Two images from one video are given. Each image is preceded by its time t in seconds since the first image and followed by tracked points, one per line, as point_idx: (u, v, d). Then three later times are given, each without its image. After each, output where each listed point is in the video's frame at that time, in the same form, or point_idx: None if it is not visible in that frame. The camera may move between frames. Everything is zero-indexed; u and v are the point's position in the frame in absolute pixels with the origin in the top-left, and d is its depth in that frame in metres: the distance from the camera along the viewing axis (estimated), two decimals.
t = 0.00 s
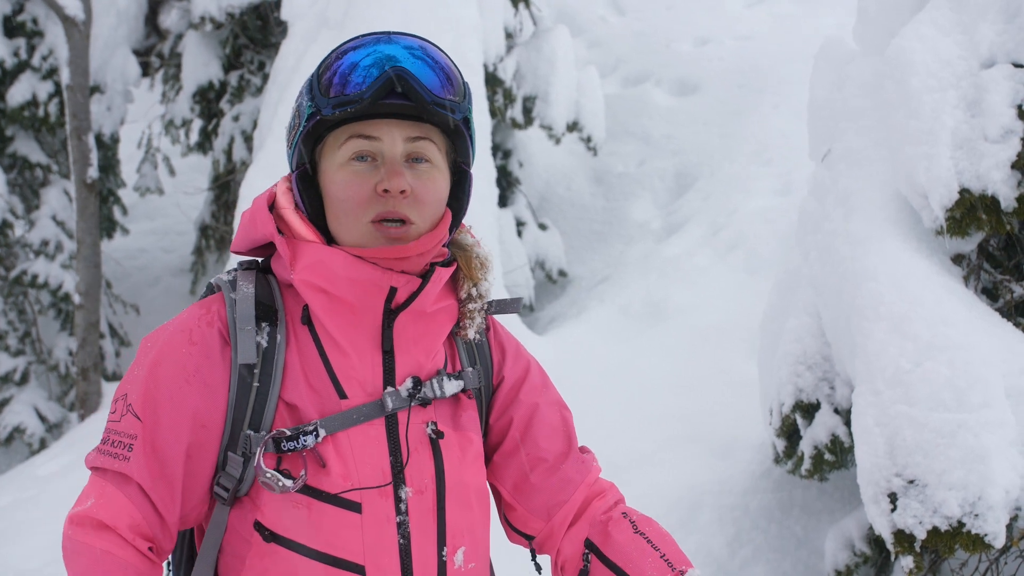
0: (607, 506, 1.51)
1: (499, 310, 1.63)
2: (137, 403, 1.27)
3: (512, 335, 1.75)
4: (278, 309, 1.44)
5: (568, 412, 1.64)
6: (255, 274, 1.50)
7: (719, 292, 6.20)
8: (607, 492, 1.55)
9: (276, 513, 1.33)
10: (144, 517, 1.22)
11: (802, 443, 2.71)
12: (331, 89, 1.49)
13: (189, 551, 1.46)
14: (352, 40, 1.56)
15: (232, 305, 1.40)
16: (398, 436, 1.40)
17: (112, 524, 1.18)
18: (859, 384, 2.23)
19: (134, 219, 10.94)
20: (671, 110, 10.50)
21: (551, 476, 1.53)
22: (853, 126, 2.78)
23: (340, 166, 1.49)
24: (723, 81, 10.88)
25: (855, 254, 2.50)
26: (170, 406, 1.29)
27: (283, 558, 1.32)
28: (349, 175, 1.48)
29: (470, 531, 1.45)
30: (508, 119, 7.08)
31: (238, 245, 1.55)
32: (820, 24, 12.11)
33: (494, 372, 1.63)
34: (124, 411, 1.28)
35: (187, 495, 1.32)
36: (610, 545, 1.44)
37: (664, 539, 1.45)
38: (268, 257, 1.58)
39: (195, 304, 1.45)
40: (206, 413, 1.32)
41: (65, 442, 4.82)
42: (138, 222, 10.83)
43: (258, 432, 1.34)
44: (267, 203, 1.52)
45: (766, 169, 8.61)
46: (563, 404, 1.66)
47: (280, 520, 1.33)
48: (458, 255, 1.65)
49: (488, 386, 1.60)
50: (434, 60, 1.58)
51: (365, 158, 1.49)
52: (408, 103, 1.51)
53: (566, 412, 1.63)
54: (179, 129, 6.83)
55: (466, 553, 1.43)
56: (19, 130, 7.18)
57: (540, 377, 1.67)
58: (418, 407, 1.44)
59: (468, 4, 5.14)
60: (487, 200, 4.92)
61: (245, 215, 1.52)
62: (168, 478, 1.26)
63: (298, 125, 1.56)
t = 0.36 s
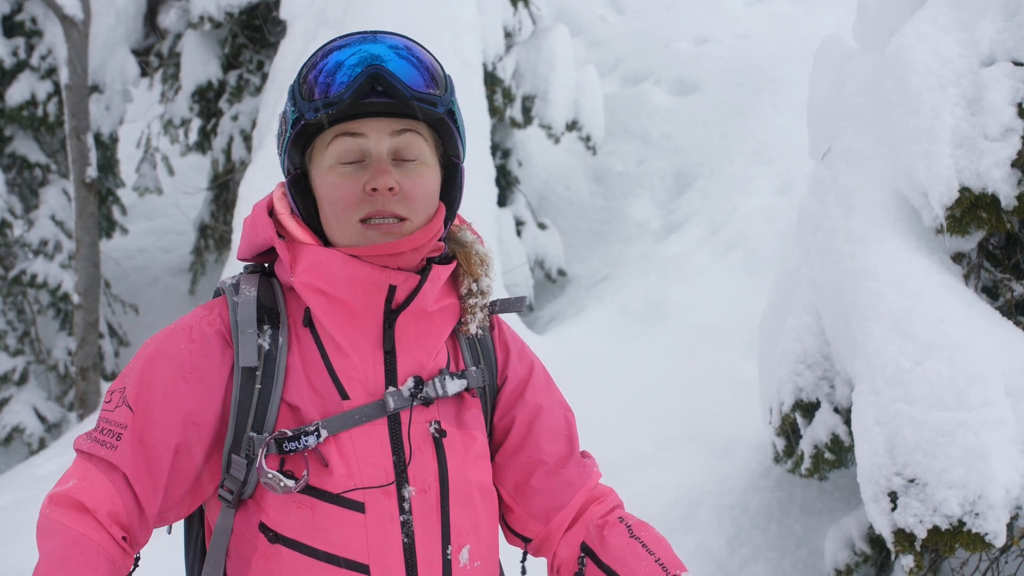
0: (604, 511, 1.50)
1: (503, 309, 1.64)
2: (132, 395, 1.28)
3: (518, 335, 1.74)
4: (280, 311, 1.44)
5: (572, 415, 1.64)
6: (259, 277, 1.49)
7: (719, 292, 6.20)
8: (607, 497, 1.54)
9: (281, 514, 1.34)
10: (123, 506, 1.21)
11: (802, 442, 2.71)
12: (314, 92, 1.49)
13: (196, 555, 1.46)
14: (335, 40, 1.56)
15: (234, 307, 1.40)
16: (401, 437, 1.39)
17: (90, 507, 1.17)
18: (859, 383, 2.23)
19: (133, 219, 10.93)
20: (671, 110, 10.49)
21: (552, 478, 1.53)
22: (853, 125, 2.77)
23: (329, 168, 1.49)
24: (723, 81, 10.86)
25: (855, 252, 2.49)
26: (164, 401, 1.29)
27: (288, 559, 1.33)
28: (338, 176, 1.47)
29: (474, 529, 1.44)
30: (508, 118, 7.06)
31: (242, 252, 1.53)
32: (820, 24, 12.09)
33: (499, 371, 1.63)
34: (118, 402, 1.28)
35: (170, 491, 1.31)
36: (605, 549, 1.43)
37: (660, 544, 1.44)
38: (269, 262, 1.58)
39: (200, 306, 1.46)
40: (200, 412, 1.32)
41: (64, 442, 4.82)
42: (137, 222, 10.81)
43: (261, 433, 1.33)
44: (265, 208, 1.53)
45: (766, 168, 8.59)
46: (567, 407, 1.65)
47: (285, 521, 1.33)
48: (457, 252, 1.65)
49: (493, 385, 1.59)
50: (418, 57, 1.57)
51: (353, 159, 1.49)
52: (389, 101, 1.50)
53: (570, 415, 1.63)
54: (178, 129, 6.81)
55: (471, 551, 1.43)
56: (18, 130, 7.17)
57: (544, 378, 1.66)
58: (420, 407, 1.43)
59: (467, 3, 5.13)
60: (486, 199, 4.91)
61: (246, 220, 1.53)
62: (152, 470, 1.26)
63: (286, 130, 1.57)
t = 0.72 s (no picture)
0: (610, 503, 1.52)
1: (499, 306, 1.61)
2: (133, 409, 1.27)
3: (512, 331, 1.73)
4: (271, 313, 1.43)
5: (570, 413, 1.63)
6: (250, 279, 1.49)
7: (719, 291, 6.19)
8: (610, 489, 1.56)
9: (275, 516, 1.33)
10: (137, 520, 1.21)
11: (802, 440, 2.71)
12: (304, 94, 1.47)
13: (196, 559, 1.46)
14: (327, 39, 1.54)
15: (225, 310, 1.39)
16: (394, 436, 1.39)
17: (106, 524, 1.17)
18: (859, 382, 2.23)
19: (132, 218, 10.93)
20: (670, 109, 10.49)
21: (558, 475, 1.53)
22: (853, 123, 2.77)
23: (320, 169, 1.48)
24: (723, 81, 10.85)
25: (855, 252, 2.49)
26: (165, 411, 1.29)
27: (283, 559, 1.32)
28: (328, 178, 1.47)
29: (469, 527, 1.43)
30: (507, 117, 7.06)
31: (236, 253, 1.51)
32: (820, 23, 12.07)
33: (498, 370, 1.62)
34: (120, 417, 1.28)
35: (181, 501, 1.32)
36: (615, 540, 1.45)
37: (667, 533, 1.48)
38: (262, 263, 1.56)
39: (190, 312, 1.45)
40: (201, 418, 1.32)
41: (64, 441, 4.82)
42: (136, 222, 10.80)
43: (255, 435, 1.33)
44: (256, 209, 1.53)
45: (766, 168, 8.59)
46: (565, 404, 1.65)
47: (280, 522, 1.33)
48: (449, 249, 1.63)
49: (491, 384, 1.59)
50: (410, 58, 1.55)
51: (343, 160, 1.48)
52: (379, 102, 1.48)
53: (567, 412, 1.63)
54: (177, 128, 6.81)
55: (467, 549, 1.42)
56: (18, 129, 7.16)
57: (543, 376, 1.66)
58: (413, 405, 1.43)
59: (467, 3, 5.12)
60: (486, 199, 4.90)
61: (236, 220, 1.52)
62: (161, 481, 1.26)
63: (277, 130, 1.55)
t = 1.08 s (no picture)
0: (616, 494, 1.53)
1: (496, 305, 1.61)
2: (132, 411, 1.27)
3: (511, 328, 1.73)
4: (268, 313, 1.43)
5: (570, 406, 1.64)
6: (246, 278, 1.48)
7: (718, 291, 6.20)
8: (614, 480, 1.56)
9: (274, 516, 1.34)
10: (139, 522, 1.21)
11: (802, 440, 2.71)
12: (293, 98, 1.46)
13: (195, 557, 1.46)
14: (317, 40, 1.54)
15: (221, 311, 1.39)
16: (393, 435, 1.39)
17: (107, 528, 1.17)
18: (860, 381, 2.23)
19: (132, 218, 10.93)
20: (670, 109, 10.49)
21: (562, 470, 1.54)
22: (853, 123, 2.76)
23: (311, 171, 1.48)
24: (723, 81, 10.84)
25: (855, 251, 2.49)
26: (164, 413, 1.29)
27: (283, 560, 1.33)
28: (320, 181, 1.47)
29: (469, 526, 1.43)
30: (507, 117, 7.06)
31: (230, 252, 1.52)
32: (820, 23, 12.05)
33: (498, 367, 1.62)
34: (119, 420, 1.28)
35: (183, 502, 1.32)
36: (623, 533, 1.46)
37: (674, 525, 1.48)
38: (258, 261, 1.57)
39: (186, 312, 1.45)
40: (200, 418, 1.32)
41: (64, 440, 4.82)
42: (136, 221, 10.81)
43: (252, 436, 1.33)
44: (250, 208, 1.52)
45: (766, 167, 8.58)
46: (566, 398, 1.66)
47: (279, 523, 1.33)
48: (446, 250, 1.63)
49: (490, 381, 1.59)
50: (401, 59, 1.55)
51: (334, 162, 1.47)
52: (368, 104, 1.46)
53: (569, 406, 1.64)
54: (177, 128, 6.81)
55: (466, 548, 1.42)
56: (18, 129, 7.16)
57: (544, 371, 1.66)
58: (412, 405, 1.43)
59: (467, 2, 5.12)
60: (486, 198, 4.91)
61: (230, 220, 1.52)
62: (162, 482, 1.26)
63: (267, 132, 1.55)
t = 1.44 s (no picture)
0: (603, 499, 1.52)
1: (493, 304, 1.59)
2: (128, 409, 1.27)
3: (506, 328, 1.73)
4: (267, 314, 1.43)
5: (562, 408, 1.64)
6: (243, 277, 1.49)
7: (718, 290, 6.20)
8: (603, 484, 1.56)
9: (272, 518, 1.34)
10: (132, 521, 1.21)
11: (802, 439, 2.71)
12: (302, 109, 1.45)
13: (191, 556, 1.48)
14: (325, 44, 1.52)
15: (220, 311, 1.39)
16: (391, 436, 1.39)
17: (100, 526, 1.17)
18: (859, 380, 2.23)
19: (132, 217, 10.93)
20: (670, 108, 10.50)
21: (551, 473, 1.54)
22: (853, 122, 2.77)
23: (318, 181, 1.48)
24: (723, 80, 10.84)
25: (855, 251, 2.50)
26: (160, 412, 1.29)
27: (282, 561, 1.33)
28: (326, 191, 1.47)
29: (466, 527, 1.44)
30: (507, 116, 7.06)
31: (227, 247, 1.54)
32: (819, 23, 12.04)
33: (492, 368, 1.62)
34: (115, 417, 1.28)
35: (176, 501, 1.32)
36: (609, 538, 1.46)
37: (660, 532, 1.48)
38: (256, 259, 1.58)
39: (184, 311, 1.45)
40: (196, 418, 1.32)
41: (64, 439, 4.82)
42: (136, 221, 10.81)
43: (251, 437, 1.34)
44: (250, 207, 1.51)
45: (766, 167, 8.58)
46: (559, 400, 1.66)
47: (277, 524, 1.34)
48: (445, 252, 1.62)
49: (484, 382, 1.59)
50: (410, 67, 1.54)
51: (342, 173, 1.47)
52: (379, 118, 1.45)
53: (562, 408, 1.64)
54: (177, 127, 6.81)
55: (464, 549, 1.43)
56: (18, 128, 7.17)
57: (538, 372, 1.66)
58: (410, 406, 1.43)
59: (466, 2, 5.11)
60: (486, 198, 4.90)
61: (230, 219, 1.52)
62: (157, 481, 1.26)
63: (272, 136, 1.53)
